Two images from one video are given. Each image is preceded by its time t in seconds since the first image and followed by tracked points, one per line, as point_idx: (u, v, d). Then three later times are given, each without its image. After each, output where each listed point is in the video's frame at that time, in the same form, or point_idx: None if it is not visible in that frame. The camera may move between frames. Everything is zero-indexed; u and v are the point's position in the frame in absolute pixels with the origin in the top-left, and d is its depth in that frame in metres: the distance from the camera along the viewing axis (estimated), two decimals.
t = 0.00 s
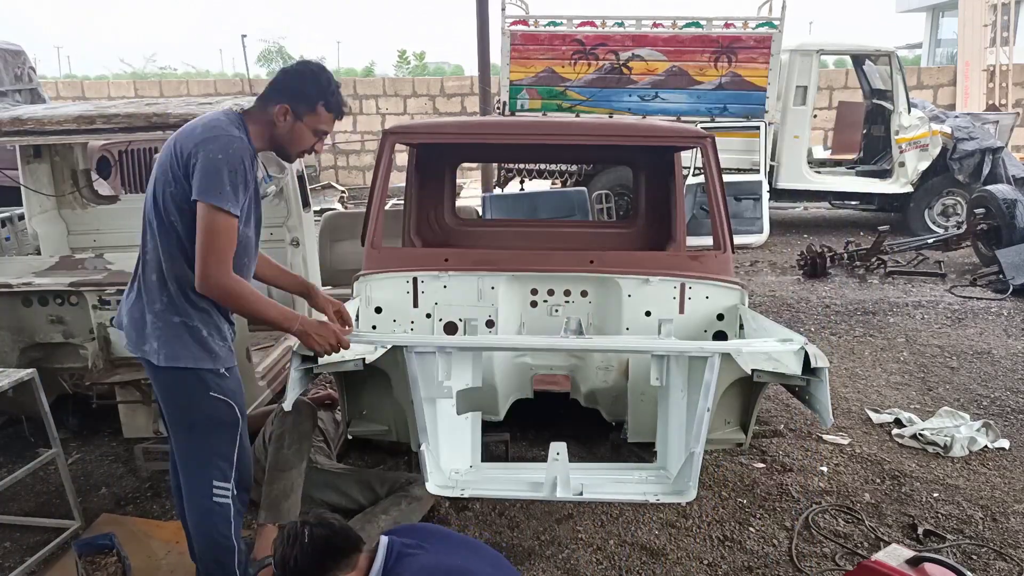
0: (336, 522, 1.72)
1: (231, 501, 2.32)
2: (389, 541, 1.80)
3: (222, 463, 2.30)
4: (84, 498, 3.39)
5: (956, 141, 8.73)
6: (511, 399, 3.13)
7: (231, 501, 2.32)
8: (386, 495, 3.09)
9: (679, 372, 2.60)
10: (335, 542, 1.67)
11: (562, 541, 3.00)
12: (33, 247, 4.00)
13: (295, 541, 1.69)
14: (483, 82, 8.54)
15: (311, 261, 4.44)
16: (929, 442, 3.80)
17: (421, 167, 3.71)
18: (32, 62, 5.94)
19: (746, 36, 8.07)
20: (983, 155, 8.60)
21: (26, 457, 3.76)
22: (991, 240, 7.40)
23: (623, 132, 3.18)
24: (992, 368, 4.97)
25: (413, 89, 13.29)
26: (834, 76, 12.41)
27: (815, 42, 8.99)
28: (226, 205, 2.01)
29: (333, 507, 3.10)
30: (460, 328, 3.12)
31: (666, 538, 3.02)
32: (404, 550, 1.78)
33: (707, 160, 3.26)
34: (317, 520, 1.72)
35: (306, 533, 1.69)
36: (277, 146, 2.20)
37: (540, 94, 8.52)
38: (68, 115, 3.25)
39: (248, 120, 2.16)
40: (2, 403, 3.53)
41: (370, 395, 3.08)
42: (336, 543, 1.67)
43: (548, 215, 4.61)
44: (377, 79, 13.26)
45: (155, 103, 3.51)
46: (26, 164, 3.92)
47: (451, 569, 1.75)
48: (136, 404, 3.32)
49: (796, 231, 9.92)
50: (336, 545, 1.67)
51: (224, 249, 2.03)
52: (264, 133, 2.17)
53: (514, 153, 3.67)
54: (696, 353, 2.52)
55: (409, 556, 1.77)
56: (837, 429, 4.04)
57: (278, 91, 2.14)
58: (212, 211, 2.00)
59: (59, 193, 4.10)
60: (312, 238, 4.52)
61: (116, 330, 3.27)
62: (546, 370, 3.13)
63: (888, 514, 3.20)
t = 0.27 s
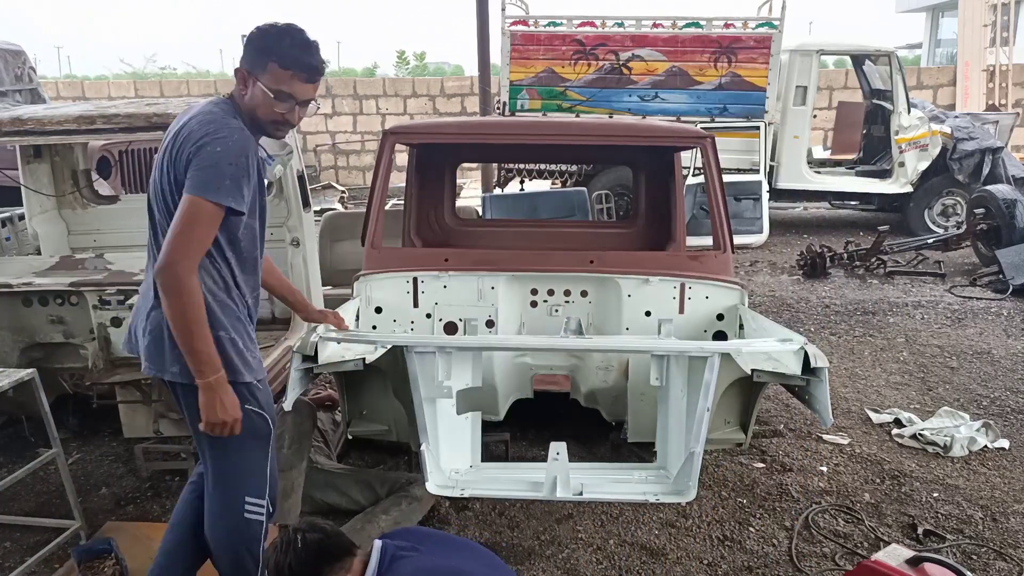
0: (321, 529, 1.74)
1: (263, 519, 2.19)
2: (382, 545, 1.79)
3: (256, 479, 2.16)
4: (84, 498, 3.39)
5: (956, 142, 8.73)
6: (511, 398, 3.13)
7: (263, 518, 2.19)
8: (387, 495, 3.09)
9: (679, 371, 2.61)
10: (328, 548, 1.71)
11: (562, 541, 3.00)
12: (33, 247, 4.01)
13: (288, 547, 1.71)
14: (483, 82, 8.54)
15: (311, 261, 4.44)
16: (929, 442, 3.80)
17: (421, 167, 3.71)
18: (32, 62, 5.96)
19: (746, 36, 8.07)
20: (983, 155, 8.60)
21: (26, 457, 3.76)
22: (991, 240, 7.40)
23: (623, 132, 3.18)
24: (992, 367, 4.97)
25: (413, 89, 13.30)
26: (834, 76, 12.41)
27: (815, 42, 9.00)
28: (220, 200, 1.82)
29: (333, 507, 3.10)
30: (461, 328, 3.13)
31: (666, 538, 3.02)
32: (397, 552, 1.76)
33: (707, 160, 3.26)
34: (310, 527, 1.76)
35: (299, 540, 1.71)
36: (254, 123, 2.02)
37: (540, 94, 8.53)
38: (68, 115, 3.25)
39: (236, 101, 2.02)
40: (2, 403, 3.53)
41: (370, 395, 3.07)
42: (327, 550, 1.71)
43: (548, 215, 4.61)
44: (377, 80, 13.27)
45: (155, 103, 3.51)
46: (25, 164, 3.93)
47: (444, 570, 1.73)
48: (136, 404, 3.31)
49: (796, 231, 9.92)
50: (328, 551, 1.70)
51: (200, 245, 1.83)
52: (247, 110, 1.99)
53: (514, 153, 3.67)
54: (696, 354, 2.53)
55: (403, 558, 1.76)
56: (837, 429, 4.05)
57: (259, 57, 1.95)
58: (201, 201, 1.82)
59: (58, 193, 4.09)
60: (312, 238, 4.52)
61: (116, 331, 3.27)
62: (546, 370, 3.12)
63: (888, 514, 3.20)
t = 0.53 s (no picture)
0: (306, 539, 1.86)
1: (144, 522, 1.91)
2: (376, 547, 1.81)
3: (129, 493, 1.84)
4: (84, 498, 3.40)
5: (956, 142, 8.73)
6: (510, 399, 3.13)
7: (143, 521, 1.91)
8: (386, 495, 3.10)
9: (678, 372, 2.61)
10: (319, 554, 1.84)
11: (562, 541, 3.01)
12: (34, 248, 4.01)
13: (280, 552, 1.83)
14: (483, 82, 8.55)
15: (312, 261, 4.44)
16: (929, 442, 3.80)
17: (421, 168, 3.71)
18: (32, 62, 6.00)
19: (746, 36, 8.07)
20: (982, 155, 8.60)
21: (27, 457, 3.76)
22: (991, 240, 7.40)
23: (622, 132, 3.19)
24: (992, 367, 4.97)
25: (413, 89, 13.30)
26: (833, 76, 12.42)
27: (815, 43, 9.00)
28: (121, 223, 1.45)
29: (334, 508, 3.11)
30: (461, 328, 3.13)
31: (666, 537, 3.03)
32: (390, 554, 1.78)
33: (707, 161, 3.26)
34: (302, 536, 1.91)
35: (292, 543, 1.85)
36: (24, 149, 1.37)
37: (540, 94, 8.55)
38: (67, 115, 3.24)
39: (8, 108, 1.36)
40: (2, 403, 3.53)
41: (371, 395, 3.08)
42: (319, 557, 1.84)
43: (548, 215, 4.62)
44: (377, 80, 13.27)
45: (156, 103, 3.52)
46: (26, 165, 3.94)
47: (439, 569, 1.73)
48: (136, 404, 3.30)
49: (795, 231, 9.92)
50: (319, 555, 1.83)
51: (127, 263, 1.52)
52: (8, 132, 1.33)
53: (514, 153, 3.67)
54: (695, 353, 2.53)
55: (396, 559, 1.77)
56: (837, 429, 4.05)
57: None
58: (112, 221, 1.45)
59: (59, 193, 4.09)
60: (312, 239, 4.52)
61: (116, 330, 3.25)
62: (546, 370, 3.12)
63: (888, 514, 3.20)
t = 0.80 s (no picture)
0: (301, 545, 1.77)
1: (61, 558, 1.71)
2: (373, 548, 1.78)
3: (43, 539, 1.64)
4: (84, 498, 3.40)
5: (956, 142, 8.73)
6: (510, 399, 3.12)
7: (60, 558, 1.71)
8: (386, 495, 3.10)
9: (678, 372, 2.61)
10: (316, 556, 1.76)
11: (562, 541, 3.01)
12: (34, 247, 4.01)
13: (277, 555, 1.77)
14: (482, 82, 8.55)
15: (312, 261, 4.44)
16: (929, 442, 3.80)
17: (421, 168, 3.71)
18: (32, 62, 6.00)
19: (746, 36, 8.07)
20: (983, 155, 8.60)
21: (27, 457, 3.76)
22: (991, 240, 7.40)
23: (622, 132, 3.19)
24: (992, 367, 4.97)
25: (413, 89, 13.30)
26: (833, 76, 12.42)
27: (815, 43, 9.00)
28: None
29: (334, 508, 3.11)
30: (460, 328, 3.13)
31: (666, 537, 3.03)
32: (388, 555, 1.75)
33: (707, 161, 3.26)
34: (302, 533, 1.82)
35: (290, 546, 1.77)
36: None
37: (540, 94, 8.55)
38: (68, 115, 3.24)
39: None
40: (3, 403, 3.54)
41: (371, 395, 3.08)
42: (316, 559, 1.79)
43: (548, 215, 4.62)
44: (377, 80, 13.27)
45: (156, 103, 3.51)
46: (25, 165, 3.94)
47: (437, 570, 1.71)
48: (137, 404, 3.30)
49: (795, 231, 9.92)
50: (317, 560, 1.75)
51: None
52: None
53: (514, 153, 3.67)
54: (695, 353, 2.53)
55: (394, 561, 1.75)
56: (837, 428, 4.05)
57: None
58: None
59: (59, 193, 4.09)
60: (312, 239, 4.52)
61: (116, 331, 3.25)
62: (546, 370, 3.12)
63: (888, 514, 3.20)
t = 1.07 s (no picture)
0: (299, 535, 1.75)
1: None
2: (374, 547, 1.77)
3: None
4: (84, 498, 3.40)
5: (957, 142, 8.73)
6: (509, 399, 3.12)
7: None
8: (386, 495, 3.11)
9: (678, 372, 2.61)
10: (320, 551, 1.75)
11: (562, 541, 3.01)
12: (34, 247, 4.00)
13: (282, 550, 1.73)
14: (482, 82, 8.54)
15: (312, 261, 4.44)
16: (929, 442, 3.80)
17: (421, 168, 3.71)
18: (32, 62, 6.01)
19: (746, 37, 8.07)
20: (983, 155, 8.60)
21: (27, 456, 3.76)
22: (991, 240, 7.39)
23: (622, 132, 3.19)
24: (992, 367, 4.97)
25: (413, 89, 13.30)
26: (833, 76, 12.42)
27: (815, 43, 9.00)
28: None
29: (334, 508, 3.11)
30: (460, 328, 3.13)
31: (666, 537, 3.03)
32: (389, 553, 1.72)
33: (707, 161, 3.26)
34: (305, 528, 1.81)
35: (293, 541, 1.75)
36: None
37: (540, 94, 8.55)
38: (68, 115, 3.24)
39: None
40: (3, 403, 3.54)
41: (370, 395, 3.08)
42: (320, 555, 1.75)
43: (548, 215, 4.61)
44: (377, 80, 13.27)
45: (155, 103, 3.51)
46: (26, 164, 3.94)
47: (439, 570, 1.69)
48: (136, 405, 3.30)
49: (795, 231, 9.92)
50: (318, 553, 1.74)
51: None
52: None
53: (515, 153, 3.67)
54: (695, 353, 2.53)
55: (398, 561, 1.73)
56: (837, 428, 4.05)
57: None
58: None
59: (59, 193, 4.09)
60: (312, 239, 4.52)
61: (116, 331, 3.25)
62: (546, 370, 3.13)
63: (888, 514, 3.20)
